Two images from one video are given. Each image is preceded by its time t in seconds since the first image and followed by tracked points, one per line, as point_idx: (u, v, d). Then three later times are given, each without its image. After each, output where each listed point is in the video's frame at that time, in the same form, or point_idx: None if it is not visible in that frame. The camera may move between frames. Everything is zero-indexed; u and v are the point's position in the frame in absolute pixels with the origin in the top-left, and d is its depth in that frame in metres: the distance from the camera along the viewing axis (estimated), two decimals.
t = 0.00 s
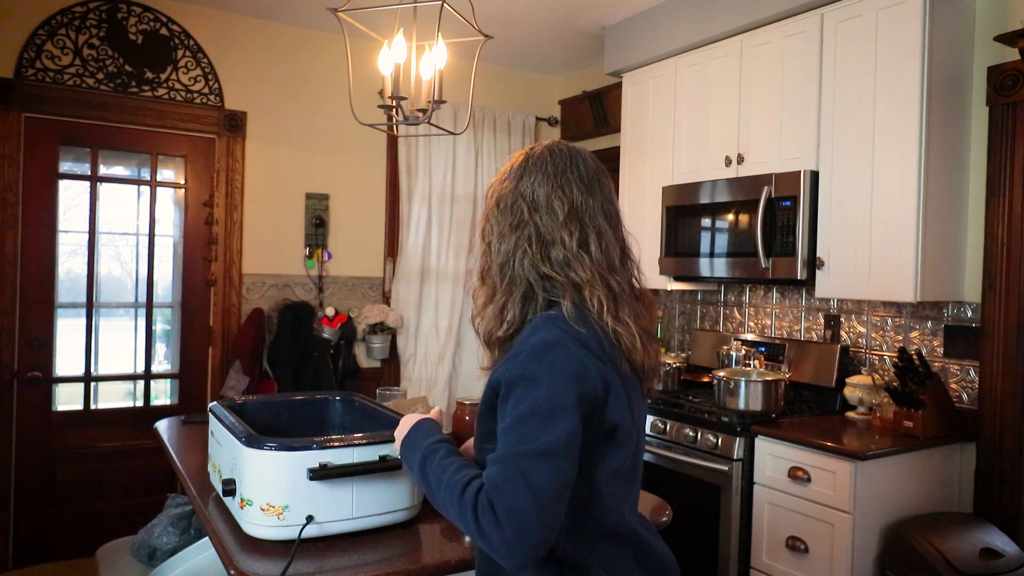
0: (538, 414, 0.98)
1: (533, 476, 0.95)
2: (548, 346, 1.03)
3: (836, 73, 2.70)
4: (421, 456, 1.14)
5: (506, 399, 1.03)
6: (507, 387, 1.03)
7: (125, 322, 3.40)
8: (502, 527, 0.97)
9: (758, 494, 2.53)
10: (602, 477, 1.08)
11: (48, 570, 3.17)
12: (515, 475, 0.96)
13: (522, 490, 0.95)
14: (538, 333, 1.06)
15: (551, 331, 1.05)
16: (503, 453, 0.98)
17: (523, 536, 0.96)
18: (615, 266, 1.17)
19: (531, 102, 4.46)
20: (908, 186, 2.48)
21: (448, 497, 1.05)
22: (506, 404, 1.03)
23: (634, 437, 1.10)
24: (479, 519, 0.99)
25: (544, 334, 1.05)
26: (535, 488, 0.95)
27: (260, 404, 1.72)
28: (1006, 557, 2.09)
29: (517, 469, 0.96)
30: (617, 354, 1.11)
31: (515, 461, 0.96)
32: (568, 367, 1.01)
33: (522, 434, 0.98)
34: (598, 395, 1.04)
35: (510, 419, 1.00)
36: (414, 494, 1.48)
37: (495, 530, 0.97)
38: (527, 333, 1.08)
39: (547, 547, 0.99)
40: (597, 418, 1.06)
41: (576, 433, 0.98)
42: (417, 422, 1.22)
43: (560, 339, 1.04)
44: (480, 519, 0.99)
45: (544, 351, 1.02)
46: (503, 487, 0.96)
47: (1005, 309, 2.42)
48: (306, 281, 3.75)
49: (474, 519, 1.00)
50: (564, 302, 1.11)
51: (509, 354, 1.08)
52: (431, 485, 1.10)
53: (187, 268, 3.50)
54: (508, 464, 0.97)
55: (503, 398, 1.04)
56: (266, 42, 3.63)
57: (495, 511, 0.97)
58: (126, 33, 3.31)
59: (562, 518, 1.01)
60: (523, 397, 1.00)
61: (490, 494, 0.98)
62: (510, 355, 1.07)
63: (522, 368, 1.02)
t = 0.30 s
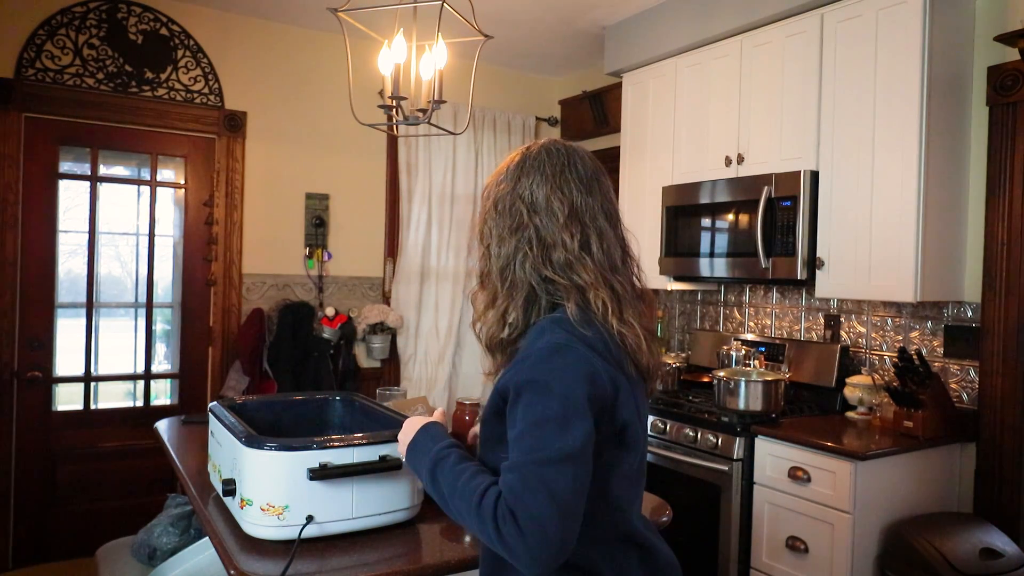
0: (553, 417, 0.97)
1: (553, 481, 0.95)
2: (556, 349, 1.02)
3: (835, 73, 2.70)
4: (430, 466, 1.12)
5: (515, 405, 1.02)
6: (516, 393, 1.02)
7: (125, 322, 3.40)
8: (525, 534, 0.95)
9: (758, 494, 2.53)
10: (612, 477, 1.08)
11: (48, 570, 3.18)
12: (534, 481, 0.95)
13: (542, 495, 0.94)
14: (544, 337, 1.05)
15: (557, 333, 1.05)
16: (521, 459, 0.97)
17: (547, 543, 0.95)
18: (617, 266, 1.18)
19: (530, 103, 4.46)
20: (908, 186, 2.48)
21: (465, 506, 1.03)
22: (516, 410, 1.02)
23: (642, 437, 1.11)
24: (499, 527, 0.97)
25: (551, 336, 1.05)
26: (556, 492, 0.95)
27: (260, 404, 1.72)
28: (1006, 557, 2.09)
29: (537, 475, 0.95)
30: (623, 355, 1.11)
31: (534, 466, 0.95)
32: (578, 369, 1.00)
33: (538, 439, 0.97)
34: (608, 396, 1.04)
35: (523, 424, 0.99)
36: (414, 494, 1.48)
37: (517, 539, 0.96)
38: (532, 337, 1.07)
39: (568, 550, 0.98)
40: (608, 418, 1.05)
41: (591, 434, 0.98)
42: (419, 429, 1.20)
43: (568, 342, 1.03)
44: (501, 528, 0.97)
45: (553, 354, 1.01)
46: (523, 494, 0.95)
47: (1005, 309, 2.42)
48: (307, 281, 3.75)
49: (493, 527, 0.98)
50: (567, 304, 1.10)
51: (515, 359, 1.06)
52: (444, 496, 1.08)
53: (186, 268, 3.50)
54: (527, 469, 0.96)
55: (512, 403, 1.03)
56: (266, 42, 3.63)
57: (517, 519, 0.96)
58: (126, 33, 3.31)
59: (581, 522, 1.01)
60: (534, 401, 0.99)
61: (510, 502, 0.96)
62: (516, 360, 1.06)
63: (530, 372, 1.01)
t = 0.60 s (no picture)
0: (576, 419, 0.94)
1: (584, 484, 0.92)
2: (573, 350, 1.00)
3: (835, 73, 2.70)
4: (446, 478, 1.07)
5: (533, 411, 0.98)
6: (532, 398, 0.99)
7: (125, 322, 3.40)
8: (559, 542, 0.92)
9: (758, 494, 2.53)
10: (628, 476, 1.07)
11: (48, 570, 3.17)
12: (565, 485, 0.92)
13: (574, 499, 0.92)
14: (557, 339, 1.02)
15: (572, 335, 1.02)
16: (547, 465, 0.94)
17: (581, 549, 0.93)
18: (622, 268, 1.18)
19: (531, 103, 4.46)
20: (908, 186, 2.48)
21: (491, 517, 0.99)
22: (533, 415, 0.98)
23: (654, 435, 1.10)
24: (530, 535, 0.94)
25: (566, 338, 1.02)
26: (587, 495, 0.92)
27: (260, 404, 1.72)
28: (1007, 557, 2.08)
29: (566, 479, 0.92)
30: (635, 358, 1.11)
31: (563, 470, 0.92)
32: (598, 369, 0.98)
33: (563, 442, 0.94)
34: (626, 396, 1.02)
35: (545, 429, 0.95)
36: (414, 494, 1.48)
37: (551, 548, 0.92)
38: (541, 341, 1.05)
39: (599, 554, 0.95)
40: (625, 418, 1.03)
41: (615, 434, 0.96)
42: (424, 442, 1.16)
43: (582, 342, 1.01)
44: (532, 538, 0.93)
45: (569, 356, 0.99)
46: (553, 499, 0.92)
47: (1005, 309, 2.42)
48: (306, 281, 3.75)
49: (524, 537, 0.94)
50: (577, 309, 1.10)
51: (527, 363, 1.03)
52: (464, 508, 1.03)
53: (187, 268, 3.50)
54: (556, 474, 0.92)
55: (528, 410, 0.99)
56: (266, 42, 3.63)
57: (549, 526, 0.92)
58: (126, 33, 3.31)
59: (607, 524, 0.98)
60: (554, 404, 0.96)
61: (541, 509, 0.93)
62: (529, 364, 1.03)
63: (548, 375, 0.98)
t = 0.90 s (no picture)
0: (608, 436, 0.88)
1: (627, 501, 0.88)
2: (594, 362, 0.92)
3: (836, 73, 2.70)
4: (470, 507, 1.01)
5: (557, 432, 0.91)
6: (554, 419, 0.92)
7: (125, 322, 3.40)
8: (612, 560, 0.88)
9: (758, 494, 2.53)
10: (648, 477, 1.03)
11: (49, 570, 3.18)
12: (609, 506, 0.87)
13: (619, 517, 0.87)
14: (575, 352, 0.94)
15: (590, 346, 0.95)
16: (585, 488, 0.88)
17: (634, 562, 0.89)
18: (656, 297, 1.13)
19: (530, 103, 4.46)
20: (908, 186, 2.48)
21: (535, 545, 0.93)
22: (558, 438, 0.91)
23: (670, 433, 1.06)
24: (580, 558, 0.89)
25: (585, 350, 0.94)
26: (631, 510, 0.88)
27: (260, 404, 1.72)
28: (1006, 557, 2.08)
29: (609, 499, 0.87)
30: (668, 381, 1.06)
31: (603, 492, 0.87)
32: (621, 380, 0.92)
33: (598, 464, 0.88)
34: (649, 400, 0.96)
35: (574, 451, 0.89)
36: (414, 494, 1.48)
37: (604, 569, 0.88)
38: (556, 355, 0.96)
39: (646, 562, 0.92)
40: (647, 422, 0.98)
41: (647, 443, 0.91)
42: (434, 466, 1.09)
43: (602, 353, 0.94)
44: (584, 562, 0.89)
45: (590, 371, 0.92)
46: (599, 521, 0.87)
47: (1005, 308, 2.42)
48: (306, 282, 3.75)
49: (572, 561, 0.89)
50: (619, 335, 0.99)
51: (543, 380, 0.95)
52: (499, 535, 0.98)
53: (187, 269, 3.50)
54: (596, 496, 0.87)
55: (549, 431, 0.92)
56: (266, 42, 3.63)
57: (600, 547, 0.88)
58: (126, 33, 3.31)
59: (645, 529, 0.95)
60: (581, 425, 0.90)
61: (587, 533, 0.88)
62: (544, 380, 0.95)
63: (569, 392, 0.91)
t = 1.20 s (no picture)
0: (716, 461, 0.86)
1: (723, 523, 0.87)
2: (698, 381, 0.88)
3: (835, 73, 2.70)
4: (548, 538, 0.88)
5: (660, 455, 0.86)
6: (653, 442, 0.86)
7: (125, 322, 3.40)
8: None
9: (758, 494, 2.53)
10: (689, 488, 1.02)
11: (49, 570, 3.18)
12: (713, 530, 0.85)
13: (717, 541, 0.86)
14: (677, 370, 0.89)
15: (690, 364, 0.90)
16: (693, 515, 0.84)
17: None
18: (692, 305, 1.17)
19: (530, 103, 4.46)
20: (908, 186, 2.47)
21: None
22: (661, 461, 0.86)
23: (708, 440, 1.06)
24: None
25: (685, 368, 0.89)
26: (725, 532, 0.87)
27: (259, 405, 1.71)
28: (1006, 557, 2.07)
29: (712, 523, 0.85)
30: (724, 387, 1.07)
31: (710, 517, 0.85)
32: (724, 401, 0.88)
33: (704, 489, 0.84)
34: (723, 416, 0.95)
35: (682, 476, 0.84)
36: (413, 494, 1.48)
37: None
38: (649, 374, 0.90)
39: None
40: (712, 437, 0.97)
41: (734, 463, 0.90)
42: (502, 490, 0.91)
43: (703, 373, 0.89)
44: None
45: (699, 391, 0.87)
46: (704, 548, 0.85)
47: (1005, 308, 2.42)
48: (307, 281, 3.75)
49: None
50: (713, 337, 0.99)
51: (639, 399, 0.89)
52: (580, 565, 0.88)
53: (187, 269, 3.50)
54: (703, 521, 0.84)
55: (649, 454, 0.86)
56: (266, 42, 3.63)
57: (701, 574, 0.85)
58: (126, 33, 3.31)
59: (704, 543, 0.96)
60: (691, 448, 0.85)
61: (690, 561, 0.84)
62: (642, 399, 0.88)
63: (677, 413, 0.86)
